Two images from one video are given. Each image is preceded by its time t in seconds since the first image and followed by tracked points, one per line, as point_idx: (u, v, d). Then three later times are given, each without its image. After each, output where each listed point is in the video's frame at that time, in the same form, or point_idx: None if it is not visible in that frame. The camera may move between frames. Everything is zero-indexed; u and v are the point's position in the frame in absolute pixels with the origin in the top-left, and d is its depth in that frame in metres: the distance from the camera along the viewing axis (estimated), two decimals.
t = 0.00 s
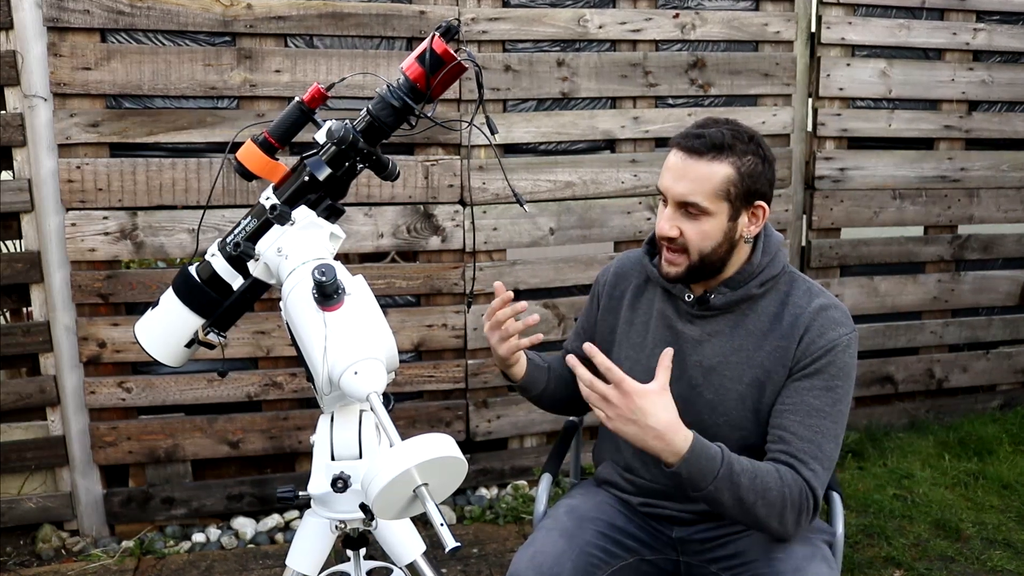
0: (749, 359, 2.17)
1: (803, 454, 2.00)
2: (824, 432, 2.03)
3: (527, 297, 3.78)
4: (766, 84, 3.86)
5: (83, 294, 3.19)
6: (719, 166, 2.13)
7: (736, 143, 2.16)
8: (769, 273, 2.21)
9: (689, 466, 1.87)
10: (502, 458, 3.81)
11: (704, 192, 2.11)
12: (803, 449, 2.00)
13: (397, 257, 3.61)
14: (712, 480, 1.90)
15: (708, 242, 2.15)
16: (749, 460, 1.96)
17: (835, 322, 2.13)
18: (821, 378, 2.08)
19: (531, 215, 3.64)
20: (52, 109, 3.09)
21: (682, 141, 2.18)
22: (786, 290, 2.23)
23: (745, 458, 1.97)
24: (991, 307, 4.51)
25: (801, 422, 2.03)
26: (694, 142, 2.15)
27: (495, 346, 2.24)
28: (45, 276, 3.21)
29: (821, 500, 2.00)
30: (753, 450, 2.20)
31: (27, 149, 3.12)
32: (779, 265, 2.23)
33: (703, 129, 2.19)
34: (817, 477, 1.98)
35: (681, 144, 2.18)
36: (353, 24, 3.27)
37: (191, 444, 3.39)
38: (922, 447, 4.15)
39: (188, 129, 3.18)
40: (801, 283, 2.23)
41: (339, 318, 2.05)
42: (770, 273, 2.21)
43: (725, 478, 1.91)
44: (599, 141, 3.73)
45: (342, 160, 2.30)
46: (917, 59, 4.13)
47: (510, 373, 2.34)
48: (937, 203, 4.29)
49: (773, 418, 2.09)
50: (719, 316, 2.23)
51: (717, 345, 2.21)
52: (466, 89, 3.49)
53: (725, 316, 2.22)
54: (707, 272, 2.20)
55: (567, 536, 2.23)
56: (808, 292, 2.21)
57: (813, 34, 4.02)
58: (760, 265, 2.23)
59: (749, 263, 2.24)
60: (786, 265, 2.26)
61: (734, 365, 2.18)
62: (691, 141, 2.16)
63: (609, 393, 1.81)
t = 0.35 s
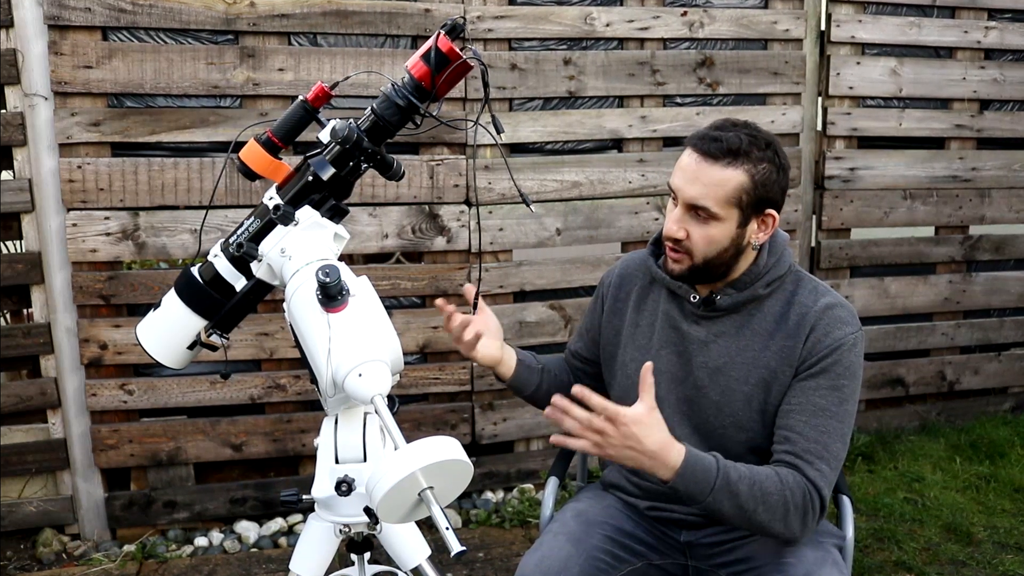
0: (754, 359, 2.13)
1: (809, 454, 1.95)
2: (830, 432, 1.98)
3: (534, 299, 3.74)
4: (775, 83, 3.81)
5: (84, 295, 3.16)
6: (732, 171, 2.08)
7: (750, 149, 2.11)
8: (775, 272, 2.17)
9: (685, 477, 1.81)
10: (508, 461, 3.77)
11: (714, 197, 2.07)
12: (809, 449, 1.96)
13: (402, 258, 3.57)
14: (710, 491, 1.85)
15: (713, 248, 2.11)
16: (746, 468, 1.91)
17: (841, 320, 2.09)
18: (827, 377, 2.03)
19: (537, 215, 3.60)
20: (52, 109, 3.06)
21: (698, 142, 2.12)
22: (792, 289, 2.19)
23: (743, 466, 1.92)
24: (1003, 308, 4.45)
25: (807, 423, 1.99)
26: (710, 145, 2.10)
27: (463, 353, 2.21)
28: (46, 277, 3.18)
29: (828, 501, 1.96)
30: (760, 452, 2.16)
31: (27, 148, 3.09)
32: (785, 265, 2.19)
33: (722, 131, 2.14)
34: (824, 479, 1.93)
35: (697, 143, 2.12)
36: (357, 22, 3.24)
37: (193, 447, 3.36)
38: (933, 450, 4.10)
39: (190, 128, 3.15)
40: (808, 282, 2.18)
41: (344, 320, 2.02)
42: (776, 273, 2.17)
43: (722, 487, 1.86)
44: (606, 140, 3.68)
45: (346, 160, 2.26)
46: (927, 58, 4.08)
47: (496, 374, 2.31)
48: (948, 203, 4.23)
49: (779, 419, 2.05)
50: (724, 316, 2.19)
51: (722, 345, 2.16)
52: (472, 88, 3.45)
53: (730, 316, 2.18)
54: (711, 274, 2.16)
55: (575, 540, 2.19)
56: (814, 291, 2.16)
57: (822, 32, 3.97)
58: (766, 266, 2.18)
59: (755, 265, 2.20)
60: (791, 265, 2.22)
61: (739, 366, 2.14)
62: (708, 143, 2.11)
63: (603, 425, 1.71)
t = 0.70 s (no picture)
0: (762, 364, 2.09)
1: (818, 462, 1.94)
2: (839, 438, 1.96)
3: (540, 300, 3.70)
4: (784, 82, 3.77)
5: (85, 296, 3.13)
6: (738, 172, 2.03)
7: (756, 148, 2.06)
8: (783, 275, 2.12)
9: (685, 512, 1.86)
10: (514, 464, 3.73)
11: (719, 199, 2.03)
12: (819, 457, 1.94)
13: (406, 258, 3.54)
14: (712, 519, 1.88)
15: (721, 249, 2.07)
16: (747, 487, 1.92)
17: (850, 324, 2.04)
18: (836, 382, 2.00)
19: (544, 215, 3.56)
20: (53, 108, 3.04)
21: (701, 144, 2.07)
22: (800, 291, 2.14)
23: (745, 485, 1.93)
24: (1015, 310, 4.40)
25: (815, 430, 1.97)
26: (714, 146, 2.05)
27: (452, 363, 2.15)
28: (47, 278, 3.16)
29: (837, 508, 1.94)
30: (768, 457, 2.12)
31: (28, 147, 3.07)
32: (793, 268, 2.14)
33: (725, 132, 2.09)
34: (832, 485, 1.92)
35: (702, 145, 2.07)
36: (362, 20, 3.20)
37: (196, 450, 3.33)
38: (944, 453, 4.04)
39: (193, 127, 3.12)
40: (816, 284, 2.14)
41: (347, 322, 1.98)
42: (783, 276, 2.12)
43: (724, 514, 1.88)
44: (613, 140, 3.64)
45: (350, 159, 2.22)
46: (938, 56, 4.03)
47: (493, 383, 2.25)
48: (959, 203, 4.18)
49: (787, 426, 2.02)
50: (732, 320, 2.14)
51: (730, 350, 2.12)
52: (477, 87, 3.42)
53: (737, 320, 2.14)
54: (720, 276, 2.12)
55: (580, 543, 2.16)
56: (823, 293, 2.11)
57: (832, 30, 3.93)
58: (774, 268, 2.13)
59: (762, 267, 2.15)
60: (800, 266, 2.17)
61: (748, 371, 2.09)
62: (711, 145, 2.06)
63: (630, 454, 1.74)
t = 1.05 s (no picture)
0: (773, 370, 2.04)
1: (841, 469, 1.90)
2: (860, 443, 1.92)
3: (547, 301, 3.66)
4: (793, 80, 3.72)
5: (87, 297, 3.11)
6: (754, 161, 2.00)
7: (762, 136, 2.03)
8: (790, 277, 2.08)
9: (713, 529, 1.83)
10: (520, 467, 3.69)
11: (748, 191, 1.98)
12: (842, 464, 1.90)
13: (411, 259, 3.49)
14: (740, 534, 1.85)
15: (754, 242, 2.03)
16: (773, 498, 1.89)
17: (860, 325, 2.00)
18: (852, 386, 1.95)
19: (550, 216, 3.52)
20: (54, 106, 3.01)
21: (704, 140, 2.03)
22: (808, 293, 2.09)
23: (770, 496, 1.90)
24: None
25: (834, 435, 1.93)
26: (722, 140, 2.02)
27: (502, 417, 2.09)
28: (48, 279, 3.13)
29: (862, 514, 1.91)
30: (781, 464, 2.08)
31: (28, 147, 3.04)
32: (799, 270, 2.09)
33: (723, 124, 2.06)
34: (856, 490, 1.89)
35: (702, 144, 2.03)
36: (366, 18, 3.17)
37: (198, 453, 3.30)
38: (955, 456, 3.99)
39: (195, 126, 3.09)
40: (823, 286, 2.09)
41: (351, 323, 1.95)
42: (790, 278, 2.07)
43: (752, 528, 1.85)
44: (620, 139, 3.60)
45: (354, 158, 2.19)
46: (949, 55, 3.97)
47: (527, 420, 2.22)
48: (970, 204, 4.13)
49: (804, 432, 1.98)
50: (740, 325, 2.09)
51: (740, 356, 2.07)
52: (483, 86, 3.38)
53: (745, 324, 2.09)
54: (751, 274, 2.07)
55: (587, 547, 2.12)
56: (831, 295, 2.07)
57: (841, 28, 3.88)
58: (780, 271, 2.09)
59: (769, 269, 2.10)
60: (805, 268, 2.13)
61: (758, 377, 2.05)
62: (717, 138, 2.02)
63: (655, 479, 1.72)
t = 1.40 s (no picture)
0: (785, 378, 2.00)
1: (868, 474, 1.90)
2: (882, 444, 1.92)
3: (553, 302, 3.62)
4: (802, 79, 3.67)
5: (88, 299, 3.08)
6: (744, 145, 2.00)
7: (743, 125, 2.04)
8: (790, 278, 2.03)
9: None
10: (526, 470, 3.66)
11: (745, 173, 1.97)
12: (867, 468, 1.91)
13: (416, 261, 3.45)
14: None
15: (758, 226, 2.00)
16: (805, 531, 1.87)
17: (868, 322, 1.96)
18: (869, 388, 1.93)
19: (556, 216, 3.49)
20: (55, 105, 2.98)
21: (689, 134, 2.02)
22: (808, 291, 2.05)
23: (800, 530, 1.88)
24: None
25: (857, 440, 1.91)
26: (708, 130, 2.01)
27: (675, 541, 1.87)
28: (49, 280, 3.10)
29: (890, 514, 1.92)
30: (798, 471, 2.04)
31: (28, 146, 3.01)
32: (797, 270, 2.05)
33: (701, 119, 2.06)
34: (882, 495, 1.90)
35: (688, 139, 2.02)
36: (370, 16, 3.14)
37: (200, 456, 3.27)
38: (966, 459, 3.93)
39: (197, 126, 3.07)
40: (822, 283, 2.04)
41: (356, 325, 1.91)
42: (790, 279, 2.03)
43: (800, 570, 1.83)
44: (627, 139, 3.56)
45: (358, 158, 2.17)
46: (960, 53, 3.92)
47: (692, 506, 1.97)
48: (981, 204, 4.07)
49: (825, 439, 1.96)
50: (749, 335, 2.03)
51: (751, 368, 2.02)
52: (488, 84, 3.34)
53: (753, 333, 2.03)
54: (758, 265, 2.02)
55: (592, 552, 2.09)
56: (832, 292, 2.02)
57: (851, 26, 3.84)
58: (780, 270, 2.04)
59: (768, 270, 2.05)
60: (801, 266, 2.08)
61: (771, 388, 2.00)
62: (702, 129, 2.02)
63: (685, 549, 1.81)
